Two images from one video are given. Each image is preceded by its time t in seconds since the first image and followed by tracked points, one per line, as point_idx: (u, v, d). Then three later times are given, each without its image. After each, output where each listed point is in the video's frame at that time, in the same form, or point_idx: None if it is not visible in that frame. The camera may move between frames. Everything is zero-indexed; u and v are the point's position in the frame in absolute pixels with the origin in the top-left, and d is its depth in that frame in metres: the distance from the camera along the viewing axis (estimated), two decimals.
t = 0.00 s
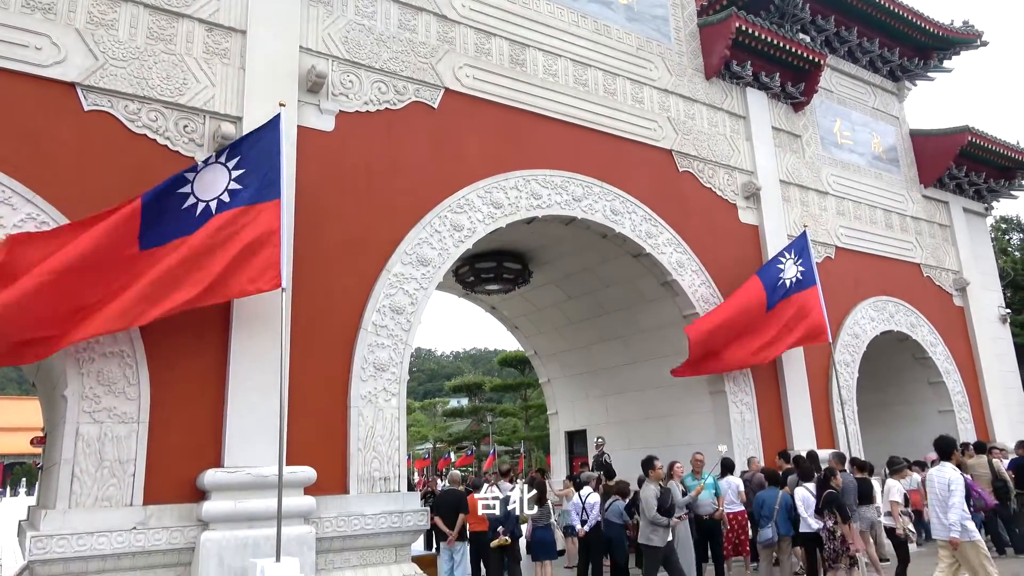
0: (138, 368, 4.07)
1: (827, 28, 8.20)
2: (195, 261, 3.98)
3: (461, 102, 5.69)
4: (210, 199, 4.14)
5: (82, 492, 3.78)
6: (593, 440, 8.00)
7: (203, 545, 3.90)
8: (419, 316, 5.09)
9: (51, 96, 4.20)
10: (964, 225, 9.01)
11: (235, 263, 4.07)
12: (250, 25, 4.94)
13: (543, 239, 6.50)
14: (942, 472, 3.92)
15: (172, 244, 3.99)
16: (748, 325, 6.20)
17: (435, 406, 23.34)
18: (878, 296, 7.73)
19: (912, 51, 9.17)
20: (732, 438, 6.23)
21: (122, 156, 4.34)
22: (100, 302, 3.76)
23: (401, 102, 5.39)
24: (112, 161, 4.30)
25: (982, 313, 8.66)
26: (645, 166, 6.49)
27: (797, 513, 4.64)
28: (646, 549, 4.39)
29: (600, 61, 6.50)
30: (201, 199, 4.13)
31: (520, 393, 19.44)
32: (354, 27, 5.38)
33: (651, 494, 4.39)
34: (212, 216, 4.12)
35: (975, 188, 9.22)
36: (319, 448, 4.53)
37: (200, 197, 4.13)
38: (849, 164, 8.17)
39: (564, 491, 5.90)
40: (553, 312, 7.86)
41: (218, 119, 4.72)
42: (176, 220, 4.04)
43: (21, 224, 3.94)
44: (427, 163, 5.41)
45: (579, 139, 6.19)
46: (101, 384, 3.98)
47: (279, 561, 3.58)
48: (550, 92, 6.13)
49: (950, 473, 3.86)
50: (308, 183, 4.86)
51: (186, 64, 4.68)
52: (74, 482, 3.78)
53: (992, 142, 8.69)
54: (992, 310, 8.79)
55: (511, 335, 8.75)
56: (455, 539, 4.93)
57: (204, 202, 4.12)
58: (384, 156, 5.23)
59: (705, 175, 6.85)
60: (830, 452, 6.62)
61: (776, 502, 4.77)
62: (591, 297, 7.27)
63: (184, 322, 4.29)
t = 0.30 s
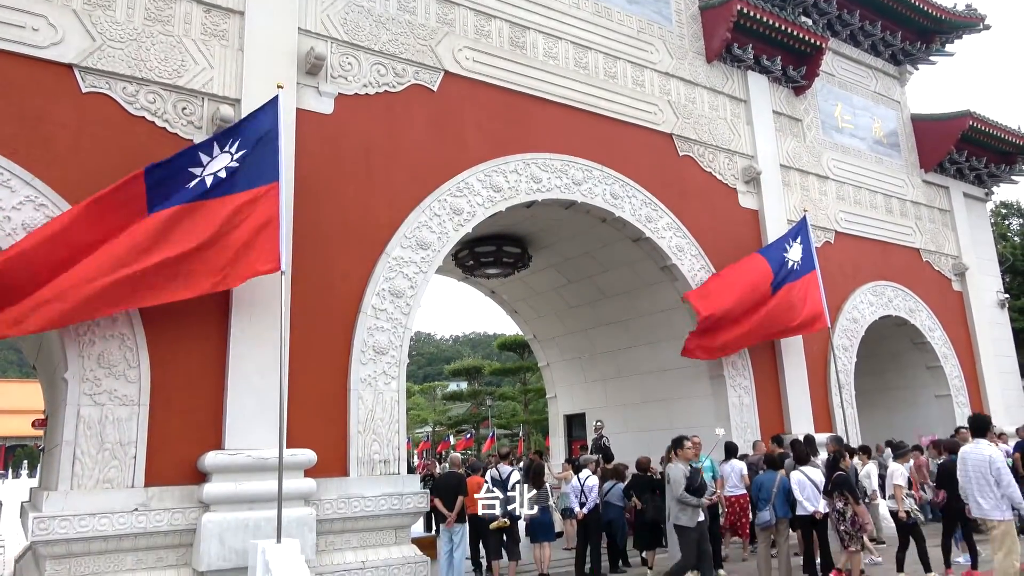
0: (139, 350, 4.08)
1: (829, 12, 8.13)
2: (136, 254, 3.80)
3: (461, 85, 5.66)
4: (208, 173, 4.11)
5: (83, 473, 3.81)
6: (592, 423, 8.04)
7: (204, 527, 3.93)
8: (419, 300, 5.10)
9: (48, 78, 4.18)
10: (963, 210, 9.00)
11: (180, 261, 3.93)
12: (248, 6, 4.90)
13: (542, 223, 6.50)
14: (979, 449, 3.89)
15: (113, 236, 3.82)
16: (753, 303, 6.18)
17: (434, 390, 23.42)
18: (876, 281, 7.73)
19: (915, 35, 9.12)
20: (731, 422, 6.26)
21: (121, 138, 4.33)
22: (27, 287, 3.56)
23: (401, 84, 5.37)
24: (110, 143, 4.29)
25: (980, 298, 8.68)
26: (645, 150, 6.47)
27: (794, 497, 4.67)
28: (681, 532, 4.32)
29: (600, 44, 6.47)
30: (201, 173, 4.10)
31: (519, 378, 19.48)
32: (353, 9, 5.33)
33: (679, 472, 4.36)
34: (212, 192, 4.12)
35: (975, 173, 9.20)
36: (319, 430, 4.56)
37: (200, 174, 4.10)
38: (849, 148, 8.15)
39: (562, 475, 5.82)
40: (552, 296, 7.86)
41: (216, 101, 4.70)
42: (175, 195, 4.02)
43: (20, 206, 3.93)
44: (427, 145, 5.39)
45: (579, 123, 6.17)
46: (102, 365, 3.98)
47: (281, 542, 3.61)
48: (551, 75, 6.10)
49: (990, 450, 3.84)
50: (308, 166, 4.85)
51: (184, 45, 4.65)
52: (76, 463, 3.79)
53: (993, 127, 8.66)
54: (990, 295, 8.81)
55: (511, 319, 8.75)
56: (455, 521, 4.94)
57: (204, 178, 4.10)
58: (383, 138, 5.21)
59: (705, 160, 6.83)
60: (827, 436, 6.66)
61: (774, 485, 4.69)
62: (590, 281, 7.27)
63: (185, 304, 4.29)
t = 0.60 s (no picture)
0: (138, 333, 4.08)
1: None
2: (58, 255, 3.59)
3: (460, 68, 5.62)
4: (205, 156, 4.08)
5: (84, 457, 3.82)
6: (591, 408, 8.07)
7: (205, 510, 3.95)
8: (418, 285, 5.10)
9: (44, 60, 4.14)
10: (964, 195, 8.99)
11: (108, 266, 3.77)
12: None
13: (542, 208, 6.48)
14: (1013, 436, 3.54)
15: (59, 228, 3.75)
16: (760, 288, 6.19)
17: (433, 375, 23.46)
18: (875, 266, 7.73)
19: (917, 18, 9.05)
20: (729, 407, 6.29)
21: (119, 122, 4.31)
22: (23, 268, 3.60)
23: (400, 68, 5.33)
24: (107, 127, 4.26)
25: (980, 284, 8.68)
26: (645, 135, 6.44)
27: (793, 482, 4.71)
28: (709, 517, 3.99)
29: (601, 27, 6.42)
30: (196, 155, 4.06)
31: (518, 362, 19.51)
32: None
33: (705, 455, 4.07)
34: (209, 175, 4.11)
35: (976, 158, 9.17)
36: (319, 414, 4.57)
37: (194, 155, 4.05)
38: (850, 133, 8.11)
39: (558, 459, 5.84)
40: (552, 281, 7.85)
41: (214, 85, 4.66)
42: (173, 178, 3.99)
43: (17, 190, 3.92)
44: (427, 130, 5.37)
45: (579, 107, 6.14)
46: (101, 350, 3.98)
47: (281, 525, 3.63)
48: (551, 58, 6.06)
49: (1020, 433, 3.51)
50: (307, 150, 4.83)
51: (181, 28, 4.61)
52: (76, 447, 3.80)
53: (995, 112, 8.62)
54: (990, 281, 8.82)
55: (510, 304, 8.75)
56: (454, 504, 4.96)
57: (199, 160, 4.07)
58: (382, 121, 5.19)
59: (706, 144, 6.81)
60: (826, 420, 6.68)
61: (771, 469, 4.78)
62: (590, 266, 7.26)
63: (184, 288, 4.29)
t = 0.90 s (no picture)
0: (138, 319, 4.09)
1: None
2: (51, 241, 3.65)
3: (460, 51, 5.59)
4: (204, 144, 4.08)
5: (86, 441, 3.84)
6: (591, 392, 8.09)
7: (206, 493, 3.97)
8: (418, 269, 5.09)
9: (41, 43, 4.12)
10: (965, 179, 8.96)
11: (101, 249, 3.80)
12: None
13: (541, 192, 6.47)
14: None
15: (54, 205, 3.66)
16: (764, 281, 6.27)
17: (433, 359, 23.51)
18: (875, 250, 7.72)
19: None
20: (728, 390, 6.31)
21: (117, 105, 4.29)
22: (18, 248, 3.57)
23: (399, 50, 5.30)
24: (105, 110, 4.24)
25: (979, 267, 8.68)
26: (646, 118, 6.42)
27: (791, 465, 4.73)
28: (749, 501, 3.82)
29: (601, 9, 6.37)
30: (195, 145, 4.07)
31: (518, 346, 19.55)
32: None
33: (745, 439, 3.90)
34: (208, 160, 4.09)
35: (977, 141, 9.14)
36: (320, 397, 4.58)
37: (194, 143, 4.06)
38: (851, 116, 8.08)
39: (558, 442, 5.85)
40: (552, 265, 7.85)
41: (211, 68, 4.64)
42: (171, 165, 3.99)
43: (15, 173, 3.91)
44: (426, 113, 5.35)
45: (579, 90, 6.11)
46: (102, 334, 4.00)
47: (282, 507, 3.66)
48: (551, 41, 6.02)
49: None
50: (306, 134, 4.81)
51: (178, 10, 4.57)
52: (78, 430, 3.83)
53: (997, 94, 8.58)
54: (989, 264, 8.82)
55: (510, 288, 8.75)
56: (455, 487, 4.99)
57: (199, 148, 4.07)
58: (381, 104, 5.17)
59: (706, 128, 6.78)
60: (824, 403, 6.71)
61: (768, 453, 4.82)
62: (590, 250, 7.25)
63: (184, 272, 4.29)
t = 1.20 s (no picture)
0: (139, 305, 4.08)
1: None
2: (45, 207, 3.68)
3: (459, 34, 5.55)
4: (203, 126, 4.02)
5: (88, 425, 3.86)
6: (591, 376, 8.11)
7: (208, 478, 4.00)
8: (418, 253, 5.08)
9: (37, 26, 4.09)
10: (966, 163, 8.93)
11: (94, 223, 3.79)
12: None
13: (541, 176, 6.45)
14: None
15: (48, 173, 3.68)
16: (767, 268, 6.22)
17: (433, 344, 23.54)
18: (876, 235, 7.71)
19: None
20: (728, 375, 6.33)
21: (115, 89, 4.26)
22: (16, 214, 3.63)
23: (398, 34, 5.26)
24: (103, 94, 4.22)
25: (980, 251, 8.68)
26: (646, 103, 6.38)
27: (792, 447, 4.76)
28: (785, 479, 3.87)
29: None
30: (195, 128, 4.02)
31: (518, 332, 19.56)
32: None
33: (788, 416, 3.89)
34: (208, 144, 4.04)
35: (979, 125, 9.10)
36: (321, 381, 4.60)
37: (194, 127, 4.01)
38: (853, 100, 8.04)
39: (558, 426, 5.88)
40: (552, 250, 7.84)
41: (209, 52, 4.61)
42: (169, 149, 3.97)
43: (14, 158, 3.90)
44: (426, 97, 5.32)
45: (580, 74, 6.07)
46: (102, 319, 4.00)
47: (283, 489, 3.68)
48: (551, 24, 5.98)
49: None
50: (305, 118, 4.79)
51: None
52: (80, 415, 3.84)
53: (1000, 78, 8.53)
54: (990, 249, 8.81)
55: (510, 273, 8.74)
56: (456, 471, 5.02)
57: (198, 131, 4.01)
58: (381, 88, 5.14)
59: (706, 112, 6.75)
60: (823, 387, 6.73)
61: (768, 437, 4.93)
62: (591, 235, 7.24)
63: (183, 257, 4.28)
